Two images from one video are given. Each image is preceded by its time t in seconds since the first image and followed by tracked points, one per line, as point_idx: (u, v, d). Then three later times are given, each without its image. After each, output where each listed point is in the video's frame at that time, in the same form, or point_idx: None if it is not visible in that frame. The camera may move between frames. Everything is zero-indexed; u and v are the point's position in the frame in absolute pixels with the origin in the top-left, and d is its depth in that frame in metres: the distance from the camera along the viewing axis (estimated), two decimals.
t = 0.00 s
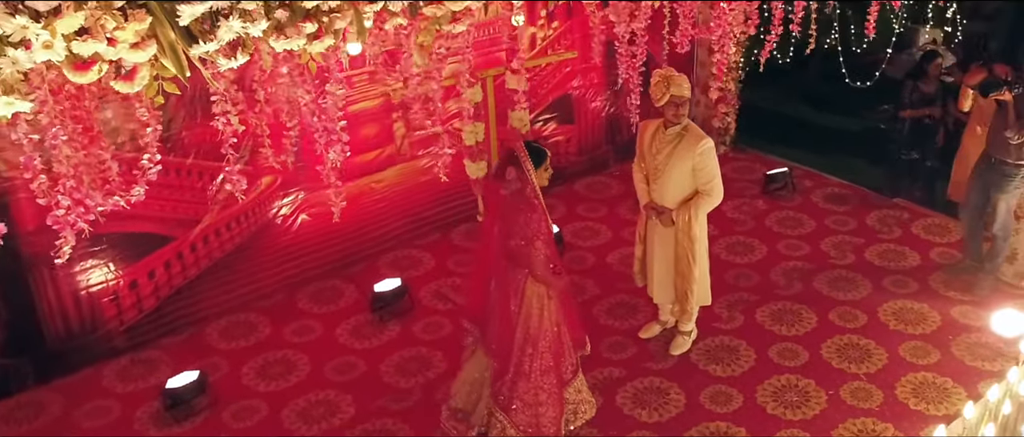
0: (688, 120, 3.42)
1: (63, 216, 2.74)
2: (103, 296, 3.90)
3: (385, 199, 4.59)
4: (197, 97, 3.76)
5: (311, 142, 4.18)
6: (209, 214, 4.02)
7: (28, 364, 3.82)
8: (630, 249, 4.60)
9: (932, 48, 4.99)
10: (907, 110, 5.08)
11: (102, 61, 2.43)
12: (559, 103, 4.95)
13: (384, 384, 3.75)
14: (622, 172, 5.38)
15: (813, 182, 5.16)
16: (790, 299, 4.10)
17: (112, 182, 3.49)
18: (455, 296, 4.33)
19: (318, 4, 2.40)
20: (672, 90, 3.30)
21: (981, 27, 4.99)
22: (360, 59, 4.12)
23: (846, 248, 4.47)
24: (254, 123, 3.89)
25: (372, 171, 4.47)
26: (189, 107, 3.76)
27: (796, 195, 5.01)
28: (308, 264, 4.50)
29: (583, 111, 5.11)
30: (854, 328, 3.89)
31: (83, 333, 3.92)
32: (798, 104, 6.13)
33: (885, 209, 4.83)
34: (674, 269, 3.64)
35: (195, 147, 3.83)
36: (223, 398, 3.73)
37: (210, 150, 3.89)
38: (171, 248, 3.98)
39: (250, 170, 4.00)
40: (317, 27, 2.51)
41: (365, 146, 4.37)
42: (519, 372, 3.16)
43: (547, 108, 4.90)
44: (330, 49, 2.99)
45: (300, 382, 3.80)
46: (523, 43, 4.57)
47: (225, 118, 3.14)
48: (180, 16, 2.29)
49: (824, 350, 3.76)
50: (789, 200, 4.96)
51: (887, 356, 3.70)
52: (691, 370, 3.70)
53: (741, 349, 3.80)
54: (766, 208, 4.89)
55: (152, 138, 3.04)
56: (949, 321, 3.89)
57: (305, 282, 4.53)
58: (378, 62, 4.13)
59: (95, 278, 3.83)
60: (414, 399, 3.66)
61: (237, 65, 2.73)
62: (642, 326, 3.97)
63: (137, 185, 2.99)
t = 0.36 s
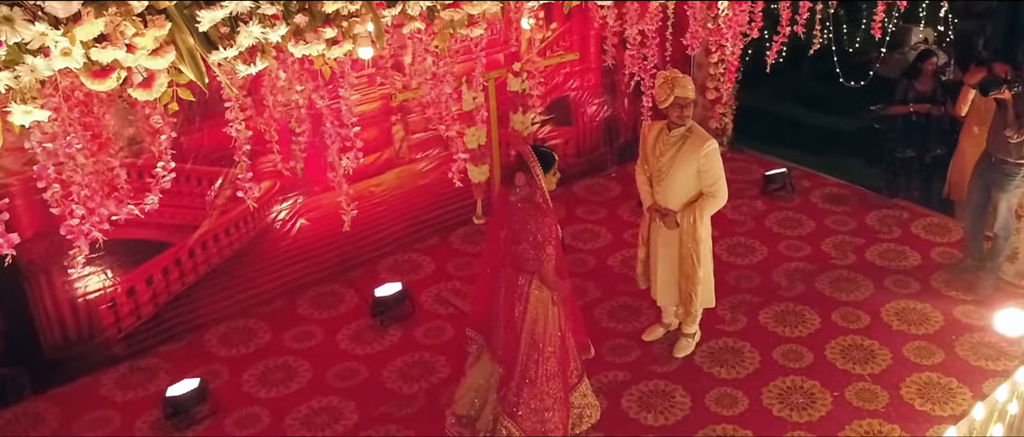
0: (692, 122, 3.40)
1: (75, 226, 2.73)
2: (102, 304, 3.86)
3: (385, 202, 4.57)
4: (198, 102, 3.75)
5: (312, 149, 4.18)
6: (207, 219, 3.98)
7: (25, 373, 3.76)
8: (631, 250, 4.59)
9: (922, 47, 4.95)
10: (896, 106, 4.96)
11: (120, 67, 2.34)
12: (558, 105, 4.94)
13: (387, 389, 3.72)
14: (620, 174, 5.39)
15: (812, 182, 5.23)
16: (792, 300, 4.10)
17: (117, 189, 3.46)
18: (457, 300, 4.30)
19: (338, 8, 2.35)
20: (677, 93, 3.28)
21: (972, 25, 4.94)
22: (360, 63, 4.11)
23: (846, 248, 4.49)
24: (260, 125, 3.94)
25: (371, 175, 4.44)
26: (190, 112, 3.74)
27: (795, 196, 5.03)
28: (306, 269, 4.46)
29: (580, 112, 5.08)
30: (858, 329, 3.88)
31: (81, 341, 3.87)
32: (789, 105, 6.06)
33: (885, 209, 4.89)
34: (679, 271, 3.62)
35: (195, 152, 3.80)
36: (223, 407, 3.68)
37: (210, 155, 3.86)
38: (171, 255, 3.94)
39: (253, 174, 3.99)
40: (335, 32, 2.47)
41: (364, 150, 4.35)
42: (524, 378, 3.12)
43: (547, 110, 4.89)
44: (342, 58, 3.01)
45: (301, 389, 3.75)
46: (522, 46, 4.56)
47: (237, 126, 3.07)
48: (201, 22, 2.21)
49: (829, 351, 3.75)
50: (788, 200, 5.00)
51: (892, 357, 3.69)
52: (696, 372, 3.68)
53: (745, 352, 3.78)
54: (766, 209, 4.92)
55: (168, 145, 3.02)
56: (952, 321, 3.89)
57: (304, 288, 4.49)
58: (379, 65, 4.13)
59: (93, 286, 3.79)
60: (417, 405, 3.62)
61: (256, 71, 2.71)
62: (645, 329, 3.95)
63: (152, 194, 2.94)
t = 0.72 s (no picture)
0: (688, 123, 3.39)
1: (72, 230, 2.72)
2: (95, 309, 3.82)
3: (380, 204, 4.56)
4: (193, 105, 3.73)
5: (308, 151, 4.16)
6: (202, 222, 3.95)
7: (18, 378, 3.73)
8: (627, 251, 4.58)
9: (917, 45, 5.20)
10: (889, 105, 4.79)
11: (117, 71, 2.32)
12: (553, 105, 4.92)
13: (383, 392, 3.70)
14: (615, 174, 5.39)
15: (808, 182, 5.22)
16: (789, 300, 4.10)
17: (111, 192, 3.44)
18: (452, 302, 4.28)
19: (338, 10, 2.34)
20: (673, 93, 3.26)
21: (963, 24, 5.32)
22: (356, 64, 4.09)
23: (843, 248, 4.50)
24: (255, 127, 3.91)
25: (366, 177, 4.42)
26: (185, 115, 3.72)
27: (790, 196, 5.04)
28: (300, 272, 4.44)
29: (576, 113, 5.06)
30: (855, 329, 3.88)
31: (74, 346, 3.84)
32: (782, 105, 6.15)
33: (880, 208, 4.89)
34: (676, 272, 3.61)
35: (189, 154, 3.77)
36: (218, 411, 3.66)
37: (204, 158, 3.83)
38: (164, 258, 3.91)
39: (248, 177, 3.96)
40: (335, 34, 2.45)
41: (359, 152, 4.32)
42: (520, 379, 3.10)
43: (542, 111, 4.88)
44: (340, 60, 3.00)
45: (297, 393, 3.73)
46: (517, 47, 4.55)
47: (234, 130, 3.03)
48: (198, 24, 2.19)
49: (826, 352, 3.74)
50: (783, 200, 5.00)
51: (889, 357, 3.69)
52: (694, 373, 3.67)
53: (743, 352, 3.77)
54: (762, 209, 4.92)
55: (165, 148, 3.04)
56: (948, 320, 3.88)
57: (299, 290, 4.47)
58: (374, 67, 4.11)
59: (86, 291, 3.76)
60: (414, 408, 3.60)
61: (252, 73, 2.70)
62: (643, 330, 3.93)
63: (148, 198, 2.92)
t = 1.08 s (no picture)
0: (683, 123, 3.38)
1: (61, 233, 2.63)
2: (86, 311, 3.80)
3: (373, 205, 4.54)
4: (185, 106, 3.71)
5: (301, 152, 4.14)
6: (194, 224, 3.92)
7: (9, 382, 3.70)
8: (622, 251, 4.57)
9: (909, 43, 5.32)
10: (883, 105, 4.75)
11: (106, 72, 2.30)
12: (547, 105, 4.91)
13: (377, 394, 3.68)
14: (610, 175, 5.38)
15: (802, 182, 5.22)
16: (785, 300, 4.09)
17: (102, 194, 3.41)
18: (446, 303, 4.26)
19: (329, 10, 2.32)
20: (668, 94, 3.25)
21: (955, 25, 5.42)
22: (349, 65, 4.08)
23: (838, 248, 4.49)
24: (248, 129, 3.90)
25: (360, 178, 4.40)
26: (177, 115, 3.69)
27: (785, 196, 5.03)
28: (293, 273, 4.42)
29: (570, 113, 5.05)
30: (851, 329, 3.87)
31: (66, 349, 3.82)
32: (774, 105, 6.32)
33: (875, 208, 4.89)
34: (671, 273, 3.59)
35: (181, 156, 3.75)
36: (211, 414, 3.63)
37: (197, 159, 3.81)
38: (156, 260, 3.88)
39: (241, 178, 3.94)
40: (327, 34, 2.44)
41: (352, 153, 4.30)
42: (511, 379, 3.08)
43: (536, 111, 4.87)
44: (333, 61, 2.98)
45: (291, 395, 3.71)
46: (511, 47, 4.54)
47: (226, 132, 2.99)
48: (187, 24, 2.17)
49: (822, 352, 3.74)
50: (778, 200, 5.00)
51: (885, 357, 3.68)
52: (689, 374, 3.65)
53: (738, 353, 3.77)
54: (756, 209, 4.91)
55: (155, 150, 3.01)
56: (944, 320, 3.88)
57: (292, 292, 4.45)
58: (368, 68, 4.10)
59: (78, 293, 3.73)
60: (408, 409, 3.58)
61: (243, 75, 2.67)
62: (638, 331, 3.92)
63: (138, 200, 2.87)
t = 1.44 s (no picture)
0: (685, 124, 3.37)
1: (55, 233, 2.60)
2: (86, 312, 3.79)
3: (374, 205, 4.53)
4: (184, 106, 3.70)
5: (300, 151, 4.13)
6: (195, 224, 3.92)
7: (9, 382, 3.70)
8: (623, 252, 4.56)
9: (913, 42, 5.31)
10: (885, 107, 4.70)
11: (100, 72, 2.29)
12: (549, 106, 4.90)
13: (376, 395, 3.67)
14: (612, 176, 5.37)
15: (805, 183, 5.20)
16: (787, 302, 4.07)
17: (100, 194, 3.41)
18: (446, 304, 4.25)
19: (325, 10, 2.31)
20: (670, 94, 3.24)
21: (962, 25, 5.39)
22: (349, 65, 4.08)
23: (840, 250, 4.47)
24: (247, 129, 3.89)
25: (360, 179, 4.39)
26: (176, 115, 3.69)
27: (788, 197, 5.01)
28: (294, 273, 4.42)
29: (572, 114, 5.04)
30: (853, 331, 3.85)
31: (65, 349, 3.81)
32: (778, 106, 6.32)
33: (878, 209, 4.87)
34: (672, 274, 3.58)
35: (180, 155, 3.74)
36: (210, 415, 3.62)
37: (197, 159, 3.80)
38: (156, 261, 3.87)
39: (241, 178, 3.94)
40: (323, 35, 2.43)
41: (353, 153, 4.30)
42: (507, 380, 3.06)
43: (537, 112, 4.86)
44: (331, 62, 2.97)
45: (290, 396, 3.70)
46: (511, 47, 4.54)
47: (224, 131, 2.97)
48: (181, 23, 2.16)
49: (824, 354, 3.72)
50: (780, 202, 4.98)
51: (887, 359, 3.66)
52: (690, 376, 3.64)
53: (740, 355, 3.75)
54: (758, 211, 4.89)
55: (151, 151, 2.99)
56: (946, 322, 3.86)
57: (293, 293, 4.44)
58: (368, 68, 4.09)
59: (78, 294, 3.72)
60: (407, 410, 3.56)
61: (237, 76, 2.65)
62: (639, 333, 3.91)
63: (133, 201, 2.84)
